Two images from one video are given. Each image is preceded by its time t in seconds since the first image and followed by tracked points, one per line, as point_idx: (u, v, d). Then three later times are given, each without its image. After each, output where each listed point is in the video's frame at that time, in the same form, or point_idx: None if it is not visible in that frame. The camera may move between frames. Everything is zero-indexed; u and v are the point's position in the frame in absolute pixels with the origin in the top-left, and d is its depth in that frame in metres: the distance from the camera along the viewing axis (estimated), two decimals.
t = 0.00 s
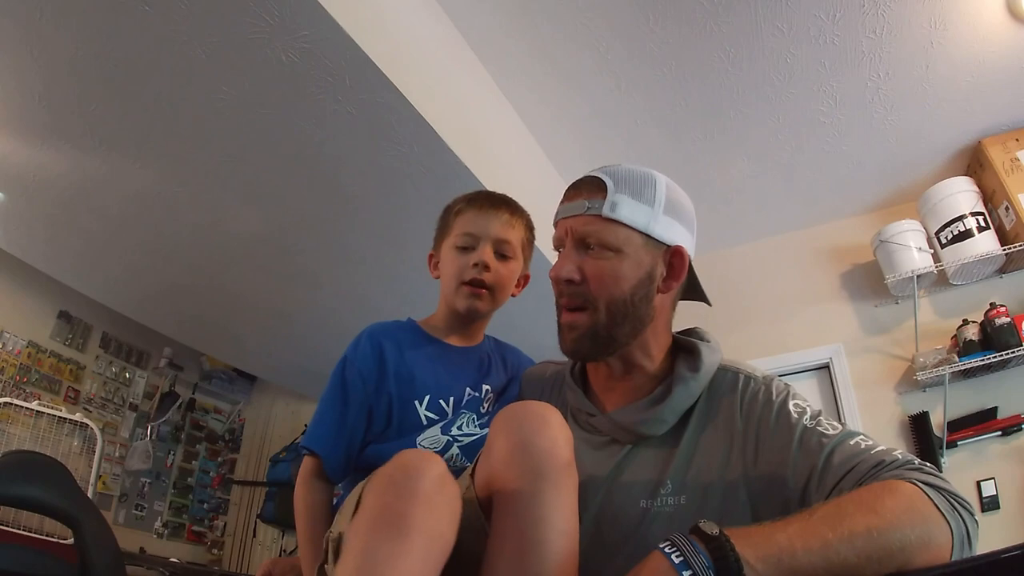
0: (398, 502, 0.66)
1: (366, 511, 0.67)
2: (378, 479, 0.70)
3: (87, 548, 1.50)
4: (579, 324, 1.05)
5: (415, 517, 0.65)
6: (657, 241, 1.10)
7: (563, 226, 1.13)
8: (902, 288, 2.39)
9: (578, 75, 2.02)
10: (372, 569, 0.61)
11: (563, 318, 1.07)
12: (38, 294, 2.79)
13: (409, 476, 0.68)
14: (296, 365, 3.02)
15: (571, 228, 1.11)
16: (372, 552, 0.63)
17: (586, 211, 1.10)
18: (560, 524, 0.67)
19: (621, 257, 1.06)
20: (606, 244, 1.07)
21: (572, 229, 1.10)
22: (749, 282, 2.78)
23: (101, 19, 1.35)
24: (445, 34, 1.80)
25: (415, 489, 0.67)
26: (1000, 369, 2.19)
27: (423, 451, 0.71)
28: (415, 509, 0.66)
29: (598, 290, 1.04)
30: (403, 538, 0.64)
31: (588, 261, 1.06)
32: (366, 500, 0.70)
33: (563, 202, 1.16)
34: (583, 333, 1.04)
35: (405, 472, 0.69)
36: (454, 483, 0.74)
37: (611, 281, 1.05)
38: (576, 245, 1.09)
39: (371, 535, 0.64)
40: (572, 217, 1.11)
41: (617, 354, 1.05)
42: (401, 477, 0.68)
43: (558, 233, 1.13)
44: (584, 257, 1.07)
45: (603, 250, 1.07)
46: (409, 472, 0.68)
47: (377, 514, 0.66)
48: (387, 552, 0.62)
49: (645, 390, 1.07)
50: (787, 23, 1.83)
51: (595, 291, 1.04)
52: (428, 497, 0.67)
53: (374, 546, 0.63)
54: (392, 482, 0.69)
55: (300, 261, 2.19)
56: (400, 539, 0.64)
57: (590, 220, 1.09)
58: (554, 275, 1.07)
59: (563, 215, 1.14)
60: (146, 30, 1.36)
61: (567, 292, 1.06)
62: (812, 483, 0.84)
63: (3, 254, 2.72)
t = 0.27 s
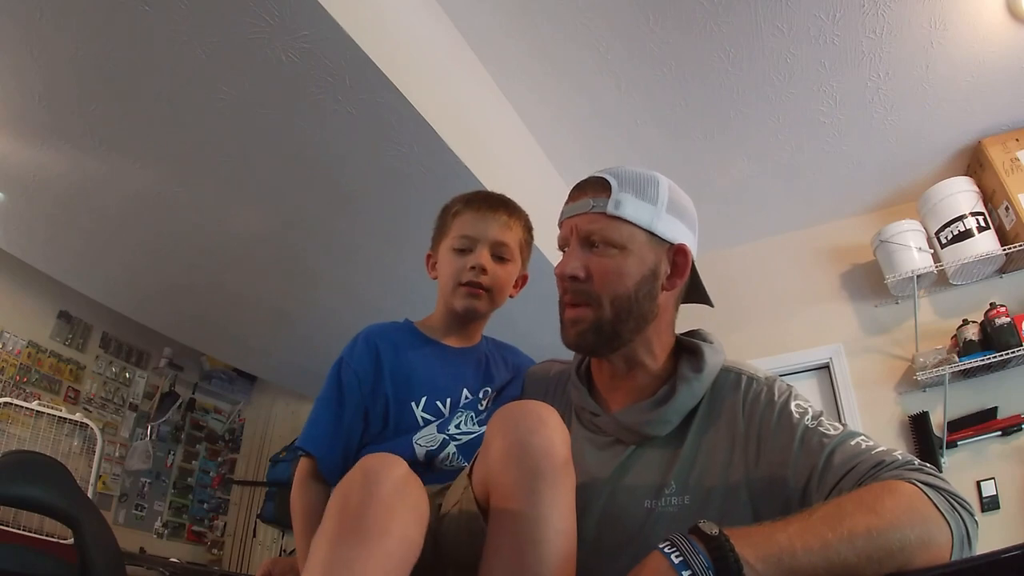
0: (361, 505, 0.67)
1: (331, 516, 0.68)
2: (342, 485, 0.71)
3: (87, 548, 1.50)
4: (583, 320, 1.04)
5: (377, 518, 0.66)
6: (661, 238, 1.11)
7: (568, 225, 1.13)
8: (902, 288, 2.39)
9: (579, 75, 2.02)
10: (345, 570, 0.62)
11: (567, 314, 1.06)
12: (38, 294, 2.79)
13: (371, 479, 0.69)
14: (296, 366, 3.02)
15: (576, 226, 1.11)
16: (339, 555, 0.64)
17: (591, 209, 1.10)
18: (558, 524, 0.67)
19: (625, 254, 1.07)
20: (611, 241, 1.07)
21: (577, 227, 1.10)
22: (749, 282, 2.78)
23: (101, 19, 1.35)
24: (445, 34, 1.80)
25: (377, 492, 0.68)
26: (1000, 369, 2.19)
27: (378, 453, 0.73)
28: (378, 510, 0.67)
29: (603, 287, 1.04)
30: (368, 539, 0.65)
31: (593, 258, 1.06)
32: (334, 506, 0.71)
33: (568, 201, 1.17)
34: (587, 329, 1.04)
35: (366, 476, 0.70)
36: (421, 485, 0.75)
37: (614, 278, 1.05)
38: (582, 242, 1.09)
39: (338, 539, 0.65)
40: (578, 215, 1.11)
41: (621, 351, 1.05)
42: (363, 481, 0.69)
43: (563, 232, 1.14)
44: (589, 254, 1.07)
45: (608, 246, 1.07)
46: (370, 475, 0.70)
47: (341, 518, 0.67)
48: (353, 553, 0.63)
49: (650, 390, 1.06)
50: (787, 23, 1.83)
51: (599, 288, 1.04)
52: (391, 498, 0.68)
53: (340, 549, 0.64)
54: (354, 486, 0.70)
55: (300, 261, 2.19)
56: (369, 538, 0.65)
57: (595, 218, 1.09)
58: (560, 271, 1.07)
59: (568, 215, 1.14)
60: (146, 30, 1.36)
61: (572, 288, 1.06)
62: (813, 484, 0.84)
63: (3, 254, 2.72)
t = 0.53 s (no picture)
0: (364, 507, 0.67)
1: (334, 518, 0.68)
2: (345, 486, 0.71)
3: (87, 548, 1.50)
4: (582, 318, 1.04)
5: (380, 521, 0.66)
6: (661, 238, 1.11)
7: (568, 223, 1.13)
8: (902, 288, 2.39)
9: (578, 75, 2.02)
10: (349, 574, 0.62)
11: (566, 313, 1.06)
12: (39, 294, 2.79)
13: (374, 481, 0.69)
14: (295, 365, 3.02)
15: (576, 224, 1.11)
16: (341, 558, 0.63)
17: (592, 207, 1.10)
18: (562, 525, 0.67)
19: (626, 252, 1.07)
20: (611, 239, 1.07)
21: (577, 226, 1.10)
22: (749, 282, 2.78)
23: (101, 19, 1.35)
24: (445, 34, 1.80)
25: (380, 494, 0.68)
26: (1000, 369, 2.19)
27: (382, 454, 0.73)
28: (381, 513, 0.67)
29: (603, 285, 1.04)
30: (371, 542, 0.65)
31: (593, 256, 1.06)
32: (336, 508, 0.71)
33: (568, 201, 1.16)
34: (587, 327, 1.03)
35: (371, 478, 0.70)
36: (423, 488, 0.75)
37: (615, 276, 1.05)
38: (582, 240, 1.09)
39: (342, 541, 0.65)
40: (578, 214, 1.11)
41: (620, 350, 1.05)
42: (366, 483, 0.69)
43: (563, 231, 1.13)
44: (588, 252, 1.07)
45: (608, 245, 1.07)
46: (374, 477, 0.69)
47: (344, 520, 0.67)
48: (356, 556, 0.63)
49: (647, 390, 1.07)
50: (787, 23, 1.83)
51: (599, 286, 1.04)
52: (393, 501, 0.68)
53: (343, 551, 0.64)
54: (357, 488, 0.70)
55: (300, 261, 2.19)
56: (372, 540, 0.65)
57: (596, 217, 1.09)
58: (560, 269, 1.06)
59: (568, 213, 1.14)
60: (146, 30, 1.36)
61: (572, 286, 1.05)
62: (811, 484, 0.84)
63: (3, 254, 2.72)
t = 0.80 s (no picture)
0: (366, 507, 0.67)
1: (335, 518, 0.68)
2: (347, 487, 0.71)
3: (86, 548, 1.50)
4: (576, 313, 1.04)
5: (381, 520, 0.66)
6: (655, 235, 1.11)
7: (563, 221, 1.13)
8: (902, 288, 2.39)
9: (578, 75, 2.02)
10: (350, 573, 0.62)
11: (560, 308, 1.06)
12: (39, 294, 2.79)
13: (376, 481, 0.69)
14: (295, 366, 3.02)
15: (571, 222, 1.11)
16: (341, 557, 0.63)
17: (586, 205, 1.10)
18: (565, 526, 0.67)
19: (619, 248, 1.07)
20: (604, 235, 1.07)
21: (571, 223, 1.11)
22: (749, 282, 2.78)
23: (100, 19, 1.35)
24: (445, 34, 1.80)
25: (381, 494, 0.68)
26: (1000, 369, 2.19)
27: (385, 454, 0.73)
28: (382, 512, 0.67)
29: (596, 280, 1.04)
30: (372, 541, 0.65)
31: (587, 252, 1.07)
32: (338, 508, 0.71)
33: (564, 200, 1.17)
34: (581, 323, 1.03)
35: (371, 478, 0.70)
36: (424, 489, 0.75)
37: (608, 272, 1.05)
38: (577, 237, 1.09)
39: (343, 540, 0.65)
40: (572, 211, 1.12)
41: (614, 346, 1.05)
42: (368, 482, 0.69)
43: (558, 228, 1.14)
44: (582, 248, 1.07)
45: (601, 240, 1.07)
46: (375, 477, 0.70)
47: (344, 520, 0.67)
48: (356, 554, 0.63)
49: (644, 388, 1.07)
50: (787, 23, 1.83)
51: (593, 281, 1.04)
52: (395, 501, 0.68)
53: (344, 550, 0.64)
54: (359, 488, 0.70)
55: (300, 261, 2.19)
56: (374, 539, 0.65)
57: (590, 214, 1.09)
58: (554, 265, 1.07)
59: (564, 211, 1.14)
60: (145, 30, 1.36)
61: (566, 281, 1.06)
62: (810, 483, 0.84)
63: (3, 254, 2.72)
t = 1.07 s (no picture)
0: (366, 507, 0.67)
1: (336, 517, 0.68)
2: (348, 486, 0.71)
3: (87, 548, 1.50)
4: (580, 313, 1.04)
5: (381, 519, 0.66)
6: (659, 235, 1.11)
7: (568, 221, 1.13)
8: (902, 288, 2.39)
9: (578, 75, 2.02)
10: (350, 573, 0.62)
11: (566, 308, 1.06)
12: (39, 294, 2.79)
13: (377, 480, 0.69)
14: (295, 365, 3.02)
15: (576, 222, 1.11)
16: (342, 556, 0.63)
17: (591, 205, 1.10)
18: (567, 526, 0.67)
19: (625, 248, 1.07)
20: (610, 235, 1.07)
21: (577, 223, 1.11)
22: (749, 282, 2.78)
23: (100, 18, 1.35)
24: (445, 34, 1.80)
25: (381, 493, 0.68)
26: (1000, 369, 2.19)
27: (386, 453, 0.73)
28: (383, 512, 0.67)
29: (602, 280, 1.04)
30: (372, 540, 0.65)
31: (592, 252, 1.07)
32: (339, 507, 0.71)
33: (568, 200, 1.17)
34: (586, 323, 1.03)
35: (372, 478, 0.70)
36: (427, 487, 0.75)
37: (614, 272, 1.05)
38: (582, 237, 1.09)
39: (343, 539, 0.65)
40: (578, 211, 1.12)
41: (619, 346, 1.05)
42: (368, 482, 0.69)
43: (563, 228, 1.14)
44: (588, 248, 1.07)
45: (607, 240, 1.07)
46: (376, 476, 0.69)
47: (345, 520, 0.67)
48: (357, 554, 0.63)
49: (647, 388, 1.07)
50: (787, 23, 1.83)
51: (598, 281, 1.04)
52: (395, 500, 0.68)
53: (344, 550, 0.64)
54: (359, 488, 0.70)
55: (300, 261, 2.19)
56: (373, 538, 0.65)
57: (595, 214, 1.09)
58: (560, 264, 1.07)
59: (568, 211, 1.14)
60: (145, 30, 1.36)
61: (572, 280, 1.05)
62: (812, 484, 0.84)
63: (3, 254, 2.72)
